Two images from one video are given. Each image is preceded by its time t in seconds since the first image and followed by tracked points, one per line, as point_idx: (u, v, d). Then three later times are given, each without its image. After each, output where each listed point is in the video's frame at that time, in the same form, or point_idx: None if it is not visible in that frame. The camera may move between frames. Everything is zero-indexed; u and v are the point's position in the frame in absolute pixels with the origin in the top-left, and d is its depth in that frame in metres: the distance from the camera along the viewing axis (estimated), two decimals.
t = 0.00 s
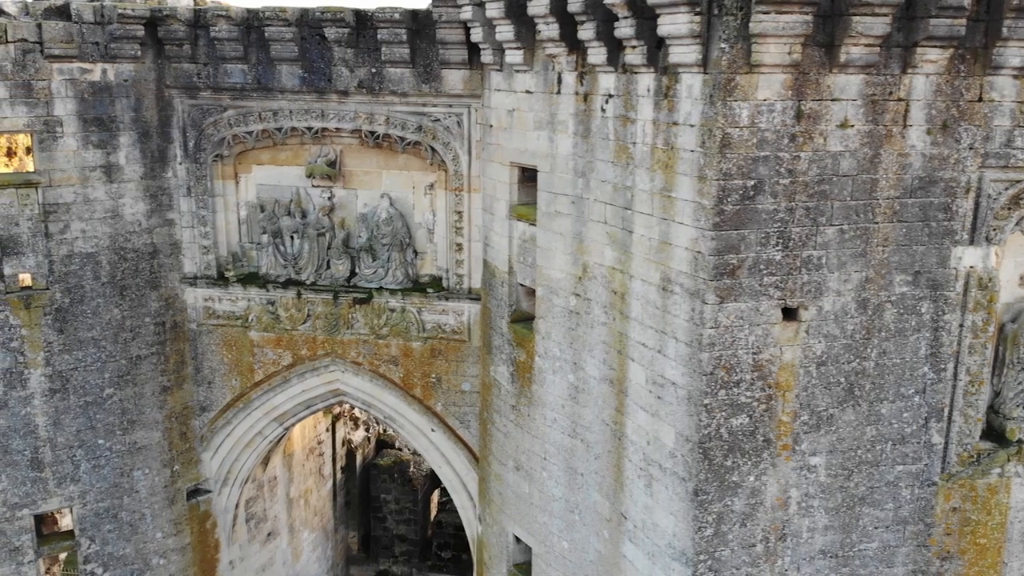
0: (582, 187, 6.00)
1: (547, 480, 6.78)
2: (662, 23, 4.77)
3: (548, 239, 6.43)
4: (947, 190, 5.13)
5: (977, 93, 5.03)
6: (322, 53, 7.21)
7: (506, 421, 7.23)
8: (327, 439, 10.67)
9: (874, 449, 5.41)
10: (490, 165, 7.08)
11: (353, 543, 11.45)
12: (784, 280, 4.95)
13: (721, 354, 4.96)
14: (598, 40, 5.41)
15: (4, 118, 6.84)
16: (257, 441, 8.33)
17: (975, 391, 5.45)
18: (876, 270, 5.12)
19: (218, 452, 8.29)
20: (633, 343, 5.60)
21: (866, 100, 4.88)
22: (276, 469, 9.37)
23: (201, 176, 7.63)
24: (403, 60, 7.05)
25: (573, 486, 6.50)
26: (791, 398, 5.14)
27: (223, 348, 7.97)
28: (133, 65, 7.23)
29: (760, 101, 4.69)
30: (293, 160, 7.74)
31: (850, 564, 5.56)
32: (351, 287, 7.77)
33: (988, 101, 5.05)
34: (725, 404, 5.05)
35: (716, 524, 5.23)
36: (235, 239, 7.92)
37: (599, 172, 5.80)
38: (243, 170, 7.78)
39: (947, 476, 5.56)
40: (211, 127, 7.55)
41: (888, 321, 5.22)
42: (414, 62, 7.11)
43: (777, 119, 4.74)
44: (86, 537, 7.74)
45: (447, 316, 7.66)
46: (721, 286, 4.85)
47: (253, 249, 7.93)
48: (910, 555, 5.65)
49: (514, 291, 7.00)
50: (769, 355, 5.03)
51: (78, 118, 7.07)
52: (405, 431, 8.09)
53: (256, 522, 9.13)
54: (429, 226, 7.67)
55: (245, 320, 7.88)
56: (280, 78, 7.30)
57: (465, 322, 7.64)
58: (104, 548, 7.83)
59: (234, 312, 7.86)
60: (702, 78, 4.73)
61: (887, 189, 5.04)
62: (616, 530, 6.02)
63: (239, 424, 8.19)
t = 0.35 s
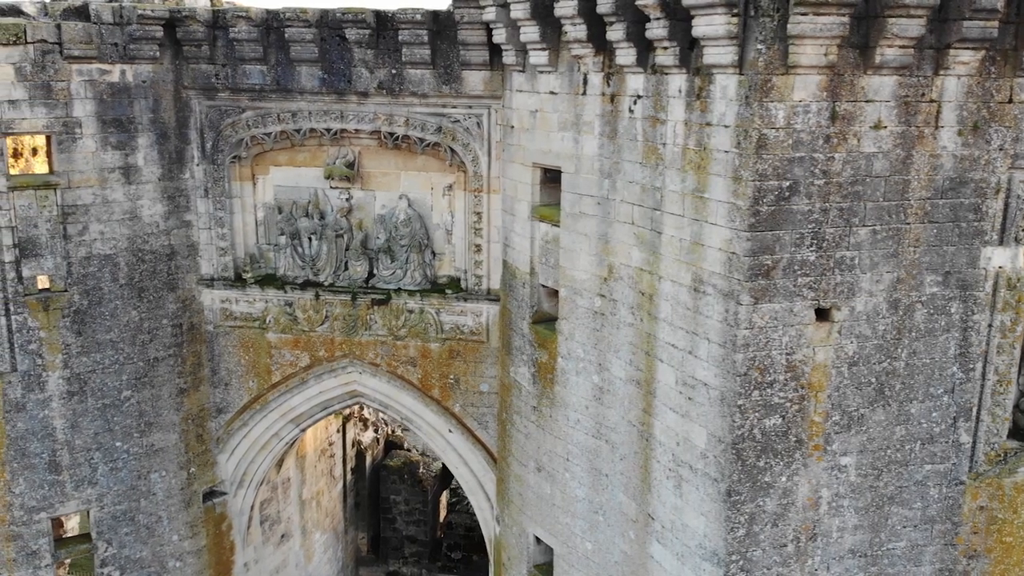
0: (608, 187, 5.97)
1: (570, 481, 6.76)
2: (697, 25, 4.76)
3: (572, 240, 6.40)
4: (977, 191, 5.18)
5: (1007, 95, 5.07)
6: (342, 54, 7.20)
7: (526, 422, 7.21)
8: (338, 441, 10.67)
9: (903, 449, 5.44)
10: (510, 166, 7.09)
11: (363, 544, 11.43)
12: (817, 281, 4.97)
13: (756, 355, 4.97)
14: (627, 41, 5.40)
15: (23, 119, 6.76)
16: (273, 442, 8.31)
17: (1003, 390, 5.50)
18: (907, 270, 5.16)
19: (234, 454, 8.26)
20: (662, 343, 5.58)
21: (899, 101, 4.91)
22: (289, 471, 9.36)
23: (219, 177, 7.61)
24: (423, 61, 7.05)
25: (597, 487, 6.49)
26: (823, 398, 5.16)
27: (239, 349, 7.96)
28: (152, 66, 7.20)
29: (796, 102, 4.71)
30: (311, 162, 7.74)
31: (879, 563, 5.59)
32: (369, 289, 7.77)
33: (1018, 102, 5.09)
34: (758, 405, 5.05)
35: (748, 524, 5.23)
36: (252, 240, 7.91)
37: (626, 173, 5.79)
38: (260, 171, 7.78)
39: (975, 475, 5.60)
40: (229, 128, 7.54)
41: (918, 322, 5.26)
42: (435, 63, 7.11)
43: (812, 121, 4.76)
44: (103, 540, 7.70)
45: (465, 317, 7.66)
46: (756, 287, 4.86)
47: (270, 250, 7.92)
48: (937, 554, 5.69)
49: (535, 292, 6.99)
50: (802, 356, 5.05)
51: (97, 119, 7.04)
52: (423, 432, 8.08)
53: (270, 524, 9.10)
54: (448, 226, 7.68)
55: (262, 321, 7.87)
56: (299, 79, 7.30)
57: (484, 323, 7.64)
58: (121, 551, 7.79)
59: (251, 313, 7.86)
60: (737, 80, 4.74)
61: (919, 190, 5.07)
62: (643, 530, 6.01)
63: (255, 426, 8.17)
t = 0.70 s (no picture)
0: (632, 188, 5.95)
1: (591, 481, 6.74)
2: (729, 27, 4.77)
3: (594, 241, 6.38)
4: (1004, 192, 5.22)
5: None
6: (360, 55, 7.19)
7: (545, 423, 7.19)
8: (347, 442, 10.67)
9: (930, 448, 5.48)
10: (529, 167, 7.09)
11: (371, 546, 11.54)
12: (849, 281, 5.00)
13: (788, 356, 4.98)
14: (655, 42, 5.40)
15: (40, 121, 6.72)
16: (288, 444, 8.29)
17: None
18: (936, 270, 5.19)
19: (248, 456, 8.24)
20: (689, 344, 5.56)
21: (929, 102, 4.94)
22: (301, 473, 9.35)
23: (235, 178, 7.59)
24: (442, 62, 7.04)
25: (619, 488, 6.48)
26: (853, 398, 5.18)
27: (255, 351, 7.94)
28: (168, 67, 7.17)
29: (829, 103, 4.73)
30: (327, 163, 7.75)
31: (905, 562, 5.62)
32: (386, 290, 7.76)
33: None
34: (790, 405, 5.07)
35: (779, 524, 5.25)
36: (267, 242, 7.89)
37: (651, 174, 5.77)
38: (276, 173, 7.77)
39: (999, 473, 5.64)
40: (245, 129, 7.52)
41: (946, 321, 5.29)
42: (453, 64, 7.10)
43: (845, 122, 4.78)
44: (118, 544, 7.66)
45: (482, 318, 7.65)
46: (789, 287, 4.88)
47: (286, 252, 7.91)
48: (962, 552, 5.73)
49: (554, 293, 6.96)
50: (833, 356, 5.07)
51: (113, 121, 7.00)
52: (438, 433, 8.07)
53: (282, 526, 9.09)
54: (464, 227, 7.69)
55: (278, 323, 7.86)
56: (317, 81, 7.28)
57: (500, 324, 7.63)
58: (136, 554, 7.75)
59: (266, 315, 7.85)
60: (770, 80, 4.76)
61: (948, 190, 5.10)
62: (669, 531, 6.01)
63: (270, 427, 8.15)
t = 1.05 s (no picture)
0: (658, 188, 5.94)
1: (613, 481, 6.73)
2: (763, 27, 4.79)
3: (617, 241, 6.36)
4: None
5: None
6: (379, 56, 7.19)
7: (565, 423, 7.19)
8: (357, 442, 10.66)
9: (957, 446, 5.51)
10: (549, 167, 7.10)
11: (380, 547, 11.54)
12: (881, 280, 5.03)
13: (821, 355, 5.01)
14: (684, 42, 5.41)
15: (59, 121, 6.69)
16: (304, 445, 8.27)
17: None
18: (965, 269, 5.23)
19: (265, 458, 8.22)
20: (718, 343, 5.57)
21: (960, 102, 4.97)
22: (314, 474, 9.35)
23: (253, 179, 7.58)
24: (462, 62, 7.04)
25: (643, 488, 6.47)
26: (883, 397, 5.21)
27: (272, 352, 7.94)
28: (186, 68, 7.14)
29: (863, 103, 4.75)
30: (344, 164, 7.75)
31: (932, 559, 5.66)
32: (403, 290, 7.77)
33: None
34: (822, 404, 5.09)
35: (810, 522, 5.27)
36: (284, 243, 7.88)
37: (677, 174, 5.78)
38: (293, 174, 7.77)
39: None
40: (262, 130, 7.51)
41: (974, 320, 5.33)
42: (473, 65, 7.10)
43: (878, 122, 4.81)
44: (136, 546, 7.62)
45: (500, 318, 7.65)
46: (823, 287, 4.91)
47: (303, 253, 7.90)
48: (988, 548, 5.77)
49: (575, 293, 6.96)
50: (865, 355, 5.10)
51: (132, 121, 6.96)
52: (455, 434, 8.07)
53: (296, 527, 9.07)
54: (482, 228, 7.69)
55: (295, 324, 7.85)
56: (335, 81, 7.28)
57: (519, 325, 7.63)
58: (153, 557, 7.72)
59: (283, 316, 7.84)
60: (805, 81, 4.78)
61: (977, 190, 5.14)
62: (695, 530, 6.02)
63: (286, 428, 8.14)
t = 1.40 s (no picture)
0: (685, 187, 5.95)
1: (638, 481, 6.73)
2: (799, 27, 4.81)
3: (642, 241, 6.37)
4: None
5: None
6: (400, 56, 7.19)
7: (587, 423, 7.19)
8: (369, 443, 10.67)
9: (986, 443, 5.56)
10: (570, 168, 7.11)
11: (390, 547, 11.48)
12: (914, 279, 5.06)
13: (855, 354, 5.04)
14: (715, 42, 5.43)
15: (81, 121, 6.67)
16: (322, 445, 8.26)
17: None
18: (996, 268, 5.27)
19: (283, 458, 8.21)
20: (748, 343, 5.59)
21: (992, 102, 5.00)
22: (329, 475, 9.37)
23: (273, 180, 7.58)
24: (484, 63, 7.04)
25: (668, 487, 6.47)
26: (915, 395, 5.25)
27: (291, 352, 7.93)
28: (206, 68, 7.12)
29: (898, 103, 4.78)
30: (364, 164, 7.75)
31: (960, 556, 5.70)
32: (423, 290, 7.77)
33: None
34: (856, 402, 5.12)
35: (843, 520, 5.30)
36: (304, 243, 7.87)
37: (706, 173, 5.79)
38: (313, 174, 7.77)
39: None
40: (282, 130, 7.50)
41: (1004, 318, 5.38)
42: (495, 65, 7.10)
43: (913, 122, 4.84)
44: (156, 548, 7.60)
45: (520, 318, 7.66)
46: (858, 286, 4.94)
47: (322, 253, 7.90)
48: (1014, 545, 5.82)
49: (598, 292, 6.96)
50: (897, 353, 5.14)
51: (154, 122, 6.94)
52: (474, 434, 8.06)
53: (312, 528, 9.06)
54: (502, 228, 7.70)
55: (314, 324, 7.85)
56: (356, 82, 7.28)
57: (539, 325, 7.63)
58: (173, 558, 7.70)
59: (303, 317, 7.84)
60: (840, 81, 4.80)
61: (1008, 189, 5.18)
62: (724, 529, 6.04)
63: (305, 429, 8.13)
